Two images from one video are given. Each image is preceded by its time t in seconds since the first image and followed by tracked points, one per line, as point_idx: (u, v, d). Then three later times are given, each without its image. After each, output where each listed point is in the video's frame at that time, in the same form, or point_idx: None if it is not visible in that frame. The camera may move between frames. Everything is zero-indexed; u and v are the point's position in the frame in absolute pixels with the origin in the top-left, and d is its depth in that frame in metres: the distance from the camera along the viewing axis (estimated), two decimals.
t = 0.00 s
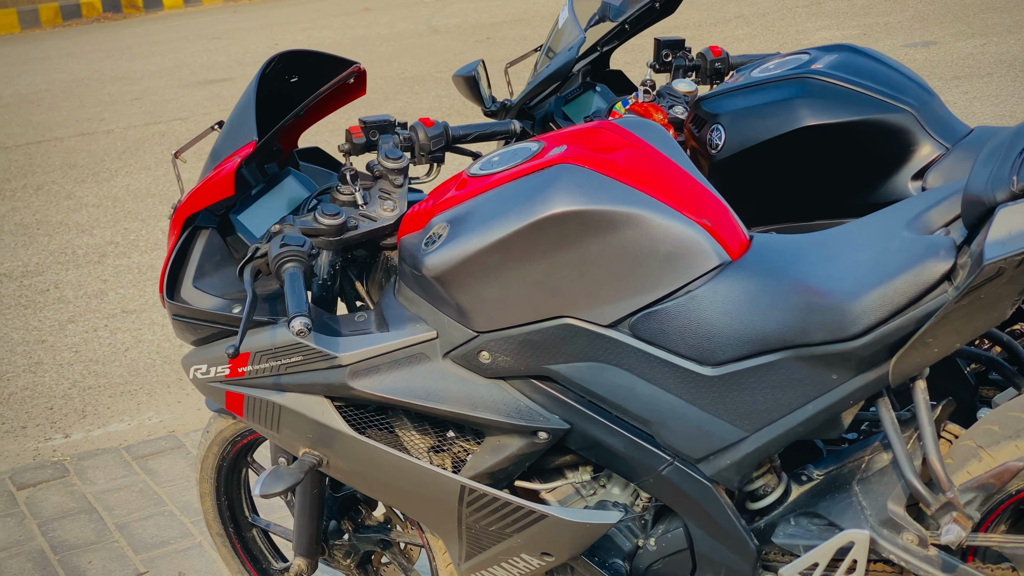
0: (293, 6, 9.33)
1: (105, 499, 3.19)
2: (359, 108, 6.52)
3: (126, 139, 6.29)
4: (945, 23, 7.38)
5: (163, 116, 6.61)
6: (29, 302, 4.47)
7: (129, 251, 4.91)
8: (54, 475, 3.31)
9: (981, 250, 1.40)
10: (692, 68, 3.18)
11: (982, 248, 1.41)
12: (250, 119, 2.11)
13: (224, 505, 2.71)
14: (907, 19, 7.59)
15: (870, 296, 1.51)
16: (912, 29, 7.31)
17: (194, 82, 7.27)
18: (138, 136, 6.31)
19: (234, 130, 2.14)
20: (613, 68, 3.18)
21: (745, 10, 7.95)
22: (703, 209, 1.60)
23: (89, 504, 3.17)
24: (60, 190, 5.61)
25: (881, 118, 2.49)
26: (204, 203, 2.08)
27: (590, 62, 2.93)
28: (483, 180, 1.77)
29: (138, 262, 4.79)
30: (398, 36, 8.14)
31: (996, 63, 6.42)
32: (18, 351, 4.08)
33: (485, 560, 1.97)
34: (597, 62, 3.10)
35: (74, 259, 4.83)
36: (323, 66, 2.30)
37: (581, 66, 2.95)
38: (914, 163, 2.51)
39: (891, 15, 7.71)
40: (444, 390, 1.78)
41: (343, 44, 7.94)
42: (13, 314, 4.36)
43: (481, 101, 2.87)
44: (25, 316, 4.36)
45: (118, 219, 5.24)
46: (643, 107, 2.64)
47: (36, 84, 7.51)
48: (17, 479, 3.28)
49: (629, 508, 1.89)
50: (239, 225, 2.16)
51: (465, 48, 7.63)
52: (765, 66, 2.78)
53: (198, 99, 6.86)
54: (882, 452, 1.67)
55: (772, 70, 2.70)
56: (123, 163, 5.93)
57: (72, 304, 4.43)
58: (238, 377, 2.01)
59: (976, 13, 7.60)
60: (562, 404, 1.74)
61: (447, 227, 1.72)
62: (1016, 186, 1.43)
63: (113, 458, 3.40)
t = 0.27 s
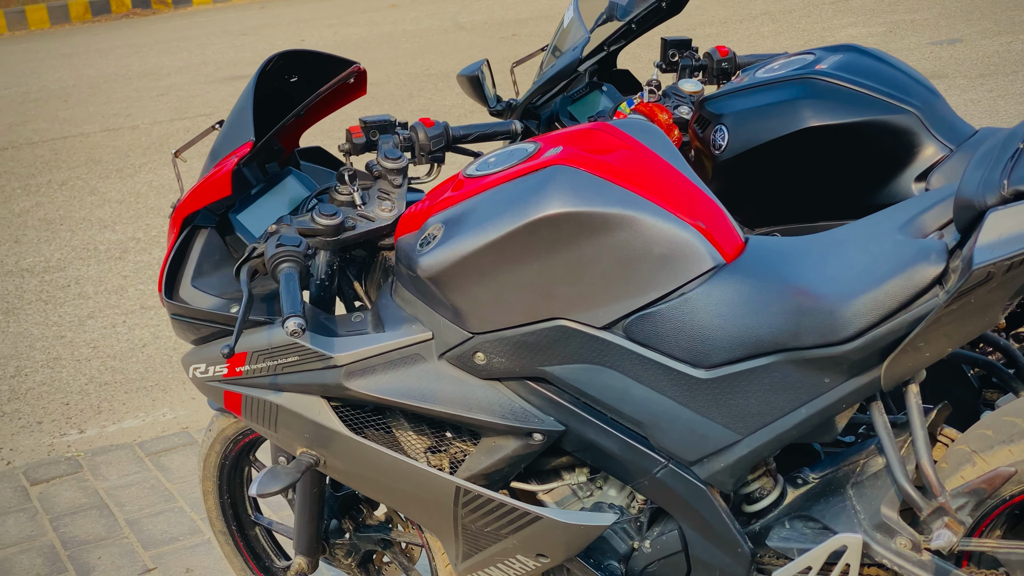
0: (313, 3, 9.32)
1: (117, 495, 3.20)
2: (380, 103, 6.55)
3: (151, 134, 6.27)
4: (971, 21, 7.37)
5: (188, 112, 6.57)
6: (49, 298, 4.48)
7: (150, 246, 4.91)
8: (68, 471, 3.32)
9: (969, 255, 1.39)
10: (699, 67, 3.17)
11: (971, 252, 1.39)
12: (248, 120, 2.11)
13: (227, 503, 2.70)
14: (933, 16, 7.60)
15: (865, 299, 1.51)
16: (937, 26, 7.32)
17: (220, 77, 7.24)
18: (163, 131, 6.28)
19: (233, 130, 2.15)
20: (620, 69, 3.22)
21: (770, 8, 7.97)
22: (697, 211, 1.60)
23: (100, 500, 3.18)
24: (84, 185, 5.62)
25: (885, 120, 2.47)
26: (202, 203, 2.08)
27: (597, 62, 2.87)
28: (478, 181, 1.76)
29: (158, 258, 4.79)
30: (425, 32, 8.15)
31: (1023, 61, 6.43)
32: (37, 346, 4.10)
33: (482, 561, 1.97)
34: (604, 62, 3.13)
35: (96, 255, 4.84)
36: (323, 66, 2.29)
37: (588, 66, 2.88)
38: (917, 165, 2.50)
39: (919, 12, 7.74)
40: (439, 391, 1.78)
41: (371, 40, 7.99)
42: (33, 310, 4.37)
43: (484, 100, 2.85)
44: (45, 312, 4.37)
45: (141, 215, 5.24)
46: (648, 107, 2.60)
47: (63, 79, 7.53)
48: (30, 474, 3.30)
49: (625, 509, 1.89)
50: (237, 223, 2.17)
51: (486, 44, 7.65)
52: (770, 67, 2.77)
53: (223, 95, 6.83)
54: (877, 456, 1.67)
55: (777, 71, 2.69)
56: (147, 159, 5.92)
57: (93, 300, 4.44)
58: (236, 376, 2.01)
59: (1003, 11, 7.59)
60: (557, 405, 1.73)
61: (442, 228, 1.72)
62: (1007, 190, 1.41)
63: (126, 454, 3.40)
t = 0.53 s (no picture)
0: None
1: (130, 490, 3.21)
2: (408, 97, 6.56)
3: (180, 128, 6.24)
4: (1003, 18, 7.33)
5: (216, 105, 6.56)
6: (73, 291, 4.49)
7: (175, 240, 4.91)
8: (83, 464, 3.33)
9: (958, 257, 1.39)
10: (707, 66, 3.16)
11: (959, 254, 1.39)
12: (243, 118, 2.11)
13: (230, 500, 2.66)
14: (964, 12, 7.58)
15: (857, 302, 1.50)
16: (969, 21, 7.32)
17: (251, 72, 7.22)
18: (191, 125, 6.27)
19: (229, 128, 2.14)
20: (627, 65, 3.20)
21: (802, 3, 7.98)
22: (691, 211, 1.59)
23: (113, 494, 3.19)
24: (112, 178, 5.63)
25: (889, 120, 2.45)
26: (197, 202, 2.08)
27: (604, 60, 2.84)
28: (472, 181, 1.76)
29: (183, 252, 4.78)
30: (454, 26, 8.14)
31: None
32: (58, 340, 4.12)
33: (477, 561, 1.97)
34: (612, 60, 3.11)
35: (120, 249, 4.86)
36: (322, 64, 2.28)
37: (595, 63, 2.86)
38: (922, 165, 2.47)
39: (949, 7, 7.75)
40: (433, 391, 1.78)
41: (402, 35, 8.03)
42: (57, 303, 4.39)
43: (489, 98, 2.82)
44: (69, 305, 4.38)
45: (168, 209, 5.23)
46: (653, 105, 2.61)
47: (97, 72, 7.52)
48: (46, 467, 3.31)
49: (619, 511, 1.89)
50: (236, 221, 2.18)
51: (511, 39, 7.65)
52: (775, 66, 2.75)
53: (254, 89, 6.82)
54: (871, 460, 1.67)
55: (782, 70, 2.67)
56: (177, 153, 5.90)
57: (115, 293, 4.45)
58: (232, 374, 2.01)
59: None
60: (550, 406, 1.73)
61: (435, 228, 1.72)
62: (996, 193, 1.41)
63: (141, 448, 3.41)
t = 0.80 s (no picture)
0: None
1: (141, 485, 3.22)
2: (434, 91, 6.58)
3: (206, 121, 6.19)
4: None
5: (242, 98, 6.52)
6: (94, 285, 4.50)
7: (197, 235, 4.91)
8: (96, 459, 3.33)
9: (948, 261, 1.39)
10: (714, 65, 3.13)
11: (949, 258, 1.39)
12: (241, 117, 2.11)
13: (232, 498, 2.64)
14: (992, 7, 7.61)
15: (851, 303, 1.49)
16: (996, 17, 7.31)
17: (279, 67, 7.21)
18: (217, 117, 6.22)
19: (228, 127, 2.14)
20: (633, 64, 3.19)
21: None
22: (685, 212, 1.59)
23: (124, 489, 3.20)
24: (135, 173, 5.63)
25: (893, 120, 2.43)
26: (195, 200, 2.08)
27: (611, 58, 2.81)
28: (468, 181, 1.76)
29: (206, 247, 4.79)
30: (480, 21, 8.15)
31: None
32: (76, 334, 4.13)
33: (473, 562, 1.96)
34: (619, 57, 3.11)
35: (142, 243, 4.87)
36: (322, 63, 2.27)
37: (603, 62, 2.83)
38: (926, 166, 2.45)
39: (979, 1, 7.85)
40: (428, 391, 1.78)
41: (427, 29, 8.04)
42: (76, 298, 4.40)
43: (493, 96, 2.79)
44: (89, 299, 4.39)
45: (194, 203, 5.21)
46: (658, 104, 2.68)
47: (125, 66, 7.51)
48: (59, 462, 3.32)
49: (615, 513, 1.88)
50: (235, 220, 2.18)
51: (534, 34, 7.65)
52: (780, 65, 2.74)
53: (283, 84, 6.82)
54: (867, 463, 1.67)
55: (786, 70, 2.66)
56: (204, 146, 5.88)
57: (134, 288, 4.46)
58: (230, 373, 2.00)
59: None
60: (545, 407, 1.73)
61: (430, 228, 1.72)
62: (987, 198, 1.41)
63: (154, 443, 3.41)
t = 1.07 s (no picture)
0: None
1: (157, 478, 3.24)
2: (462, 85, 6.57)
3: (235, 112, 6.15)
4: None
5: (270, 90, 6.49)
6: (119, 278, 4.52)
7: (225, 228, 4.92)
8: (113, 452, 3.35)
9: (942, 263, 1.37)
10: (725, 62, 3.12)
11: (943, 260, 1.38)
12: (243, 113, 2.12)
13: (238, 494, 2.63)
14: None
15: (849, 303, 1.49)
16: None
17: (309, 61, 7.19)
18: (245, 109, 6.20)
19: (231, 122, 2.15)
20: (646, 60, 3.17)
21: None
22: (683, 211, 1.58)
23: (140, 482, 3.22)
24: (164, 166, 5.65)
25: (901, 118, 2.41)
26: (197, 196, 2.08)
27: (622, 55, 2.82)
28: (467, 178, 1.76)
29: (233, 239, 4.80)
30: (512, 15, 8.15)
31: None
32: (100, 326, 4.16)
33: (473, 559, 1.96)
34: (631, 53, 3.09)
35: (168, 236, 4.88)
36: (327, 59, 2.27)
37: (614, 58, 2.86)
38: (934, 165, 2.43)
39: None
40: (427, 389, 1.78)
41: (458, 23, 8.04)
42: (101, 290, 4.42)
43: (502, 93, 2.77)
44: (113, 292, 4.41)
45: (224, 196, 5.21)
46: (667, 102, 2.70)
47: (158, 59, 7.52)
48: (77, 454, 3.35)
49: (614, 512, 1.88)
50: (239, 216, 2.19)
51: (563, 28, 7.63)
52: (790, 62, 2.72)
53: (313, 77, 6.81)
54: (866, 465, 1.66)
55: (796, 66, 2.65)
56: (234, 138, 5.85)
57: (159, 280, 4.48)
58: (231, 369, 2.01)
59: None
60: (543, 406, 1.72)
61: (429, 226, 1.72)
62: (982, 198, 1.40)
63: (171, 437, 3.43)
